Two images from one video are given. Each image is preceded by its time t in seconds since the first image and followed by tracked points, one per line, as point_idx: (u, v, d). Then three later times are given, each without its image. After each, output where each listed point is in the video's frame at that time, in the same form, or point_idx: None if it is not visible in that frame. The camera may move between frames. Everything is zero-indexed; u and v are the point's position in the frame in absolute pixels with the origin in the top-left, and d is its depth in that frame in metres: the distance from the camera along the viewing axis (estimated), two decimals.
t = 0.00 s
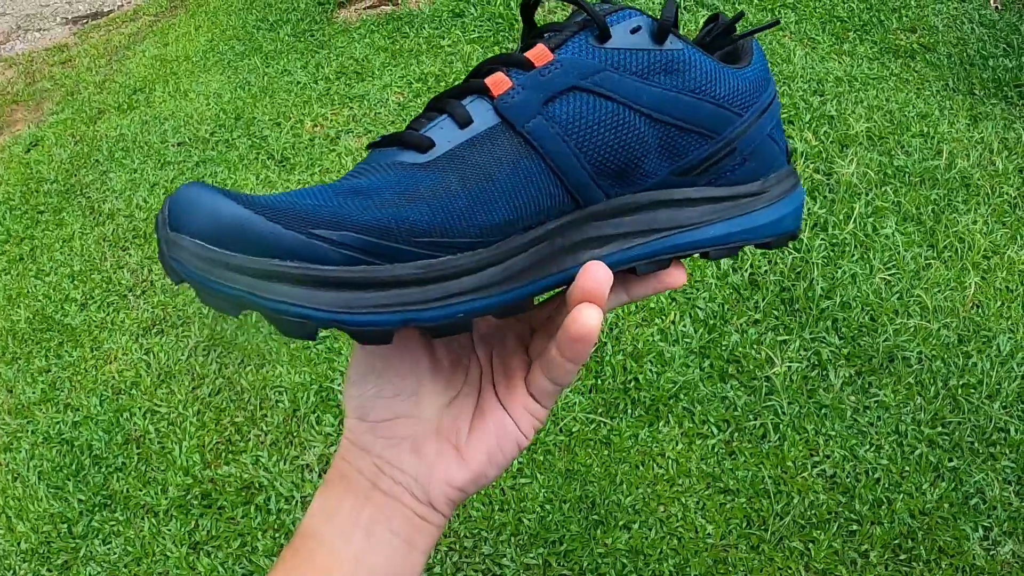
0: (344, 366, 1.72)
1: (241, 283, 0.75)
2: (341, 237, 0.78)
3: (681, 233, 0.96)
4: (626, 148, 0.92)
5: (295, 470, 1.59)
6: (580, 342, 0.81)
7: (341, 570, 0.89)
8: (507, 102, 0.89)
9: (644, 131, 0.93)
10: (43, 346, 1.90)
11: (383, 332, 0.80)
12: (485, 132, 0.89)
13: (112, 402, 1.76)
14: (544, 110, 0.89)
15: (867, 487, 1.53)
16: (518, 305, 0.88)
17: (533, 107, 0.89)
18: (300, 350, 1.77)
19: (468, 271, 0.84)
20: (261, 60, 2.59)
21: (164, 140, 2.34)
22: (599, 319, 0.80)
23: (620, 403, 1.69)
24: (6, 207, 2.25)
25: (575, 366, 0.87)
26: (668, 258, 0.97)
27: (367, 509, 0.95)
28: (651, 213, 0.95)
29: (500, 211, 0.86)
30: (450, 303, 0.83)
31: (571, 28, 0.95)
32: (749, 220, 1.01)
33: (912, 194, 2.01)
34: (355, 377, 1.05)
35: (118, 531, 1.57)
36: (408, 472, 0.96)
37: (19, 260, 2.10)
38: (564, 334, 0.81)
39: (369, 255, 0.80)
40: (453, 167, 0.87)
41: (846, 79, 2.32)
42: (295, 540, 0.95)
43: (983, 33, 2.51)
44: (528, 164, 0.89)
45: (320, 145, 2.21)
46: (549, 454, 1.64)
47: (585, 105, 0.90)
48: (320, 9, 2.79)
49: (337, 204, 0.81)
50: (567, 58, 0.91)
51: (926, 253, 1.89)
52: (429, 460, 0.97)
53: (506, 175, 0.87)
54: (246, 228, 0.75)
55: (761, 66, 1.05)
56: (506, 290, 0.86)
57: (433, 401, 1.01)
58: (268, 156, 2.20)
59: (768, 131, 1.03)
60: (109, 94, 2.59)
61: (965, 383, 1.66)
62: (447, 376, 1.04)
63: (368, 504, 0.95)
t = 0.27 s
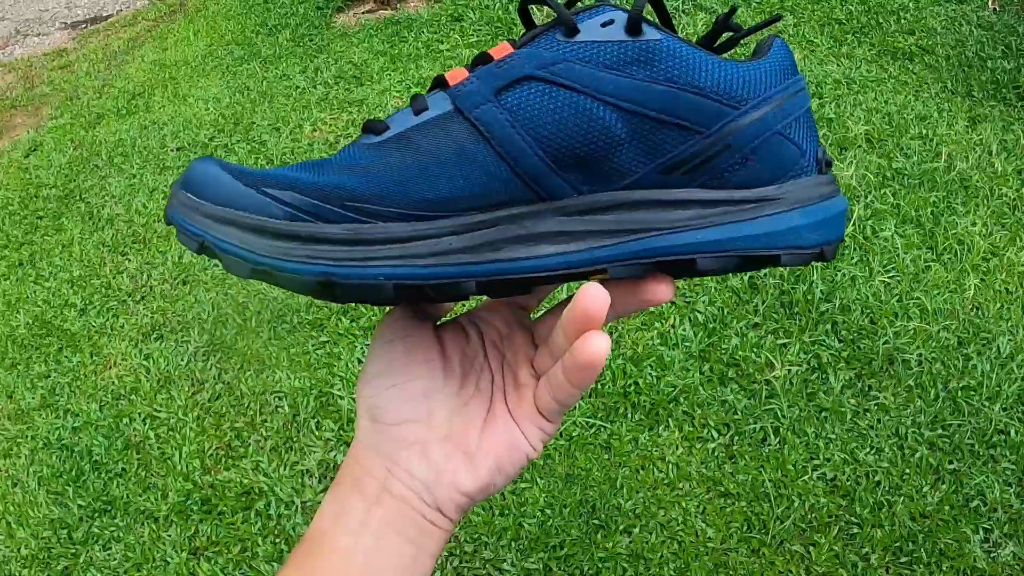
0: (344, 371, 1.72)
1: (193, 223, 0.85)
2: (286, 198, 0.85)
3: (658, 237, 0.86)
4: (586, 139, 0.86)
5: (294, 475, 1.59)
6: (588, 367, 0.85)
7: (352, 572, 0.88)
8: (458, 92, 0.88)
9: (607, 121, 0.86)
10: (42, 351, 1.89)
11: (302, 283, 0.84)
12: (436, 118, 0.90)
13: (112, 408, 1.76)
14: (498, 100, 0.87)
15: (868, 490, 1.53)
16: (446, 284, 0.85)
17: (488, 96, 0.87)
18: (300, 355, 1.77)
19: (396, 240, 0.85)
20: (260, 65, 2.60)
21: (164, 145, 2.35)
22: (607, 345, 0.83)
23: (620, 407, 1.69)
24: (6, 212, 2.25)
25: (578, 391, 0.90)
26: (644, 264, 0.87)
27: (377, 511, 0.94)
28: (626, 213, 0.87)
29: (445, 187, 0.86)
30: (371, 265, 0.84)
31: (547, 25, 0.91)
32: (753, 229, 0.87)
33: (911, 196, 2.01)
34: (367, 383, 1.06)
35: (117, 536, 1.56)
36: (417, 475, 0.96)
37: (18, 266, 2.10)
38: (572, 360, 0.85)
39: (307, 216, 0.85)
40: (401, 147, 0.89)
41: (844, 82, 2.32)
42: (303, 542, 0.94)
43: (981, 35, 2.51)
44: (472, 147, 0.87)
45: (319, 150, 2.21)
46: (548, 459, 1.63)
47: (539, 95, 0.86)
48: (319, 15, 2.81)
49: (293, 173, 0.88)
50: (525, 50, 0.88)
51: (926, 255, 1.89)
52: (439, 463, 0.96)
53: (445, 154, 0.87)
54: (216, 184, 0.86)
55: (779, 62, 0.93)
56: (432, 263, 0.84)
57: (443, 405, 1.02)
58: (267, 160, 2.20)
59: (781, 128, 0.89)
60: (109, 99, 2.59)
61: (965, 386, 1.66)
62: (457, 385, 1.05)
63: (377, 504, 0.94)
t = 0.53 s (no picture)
0: (345, 378, 1.73)
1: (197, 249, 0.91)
2: (281, 222, 0.89)
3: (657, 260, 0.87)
4: (583, 160, 0.86)
5: (296, 483, 1.59)
6: (587, 388, 0.83)
7: None
8: (453, 112, 0.89)
9: (605, 142, 0.86)
10: (43, 360, 1.90)
11: (302, 308, 0.89)
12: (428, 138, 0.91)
13: (114, 417, 1.76)
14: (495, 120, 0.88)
15: (870, 492, 1.53)
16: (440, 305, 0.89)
17: (485, 117, 0.88)
18: (301, 362, 1.78)
19: (389, 265, 0.89)
20: (258, 72, 2.60)
21: (163, 153, 2.35)
22: (607, 366, 0.82)
23: (622, 411, 1.69)
24: (6, 222, 2.26)
25: (578, 409, 0.88)
26: (642, 286, 0.88)
27: (379, 516, 0.94)
28: (624, 234, 0.88)
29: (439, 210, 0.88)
30: (365, 291, 0.88)
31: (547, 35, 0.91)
32: (754, 253, 0.87)
33: (910, 197, 2.01)
34: (370, 390, 1.06)
35: (120, 545, 1.56)
36: (418, 481, 0.95)
37: (19, 275, 2.10)
38: (574, 380, 0.84)
39: (303, 240, 0.89)
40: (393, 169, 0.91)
41: (843, 83, 2.32)
42: (306, 548, 0.94)
43: (979, 34, 2.51)
44: (466, 169, 0.89)
45: (318, 157, 2.22)
46: (550, 464, 1.63)
47: (535, 114, 0.87)
48: (317, 21, 2.81)
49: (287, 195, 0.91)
50: (523, 66, 0.88)
51: (926, 256, 1.90)
52: (440, 469, 0.96)
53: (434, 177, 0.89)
54: (218, 207, 0.92)
55: (789, 73, 0.92)
56: (425, 288, 0.88)
57: (444, 412, 1.02)
58: (267, 168, 2.20)
59: (788, 146, 0.88)
60: (108, 108, 2.60)
61: (966, 386, 1.65)
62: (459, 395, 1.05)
63: (378, 510, 0.94)
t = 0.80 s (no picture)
0: (347, 390, 1.73)
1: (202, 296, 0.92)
2: (283, 271, 0.90)
3: (655, 309, 0.89)
4: (581, 211, 0.88)
5: (300, 495, 1.59)
6: (586, 426, 0.85)
7: None
8: (452, 162, 0.90)
9: (602, 193, 0.87)
10: (45, 376, 1.90)
11: (306, 355, 0.90)
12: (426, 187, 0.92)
13: (116, 431, 1.76)
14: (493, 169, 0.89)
15: (873, 494, 1.52)
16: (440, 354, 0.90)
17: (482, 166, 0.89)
18: (302, 374, 1.78)
19: (390, 314, 0.89)
20: (255, 84, 2.61)
21: (162, 167, 2.36)
22: (607, 407, 0.83)
23: (623, 418, 1.69)
24: (6, 238, 2.26)
25: (578, 444, 0.89)
26: (639, 333, 0.90)
27: (387, 539, 0.95)
28: (620, 282, 0.90)
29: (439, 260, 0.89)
30: (366, 341, 0.89)
31: (547, 81, 0.92)
32: (750, 303, 0.90)
33: (908, 198, 2.01)
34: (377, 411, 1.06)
35: (124, 560, 1.56)
36: (423, 506, 0.96)
37: (19, 291, 2.11)
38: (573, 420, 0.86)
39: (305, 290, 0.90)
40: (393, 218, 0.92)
41: (838, 85, 2.33)
42: (316, 567, 0.96)
43: (973, 33, 2.52)
44: (466, 220, 0.90)
45: (316, 168, 2.22)
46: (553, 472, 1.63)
47: (532, 165, 0.88)
48: (313, 33, 2.82)
49: (288, 243, 0.92)
50: (521, 116, 0.89)
51: (924, 256, 1.90)
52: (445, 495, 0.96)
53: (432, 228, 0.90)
54: (220, 253, 0.92)
55: (791, 120, 0.92)
56: (426, 337, 0.89)
57: (450, 437, 1.02)
58: (265, 180, 2.21)
59: (786, 197, 0.89)
60: (106, 123, 2.61)
61: (967, 386, 1.65)
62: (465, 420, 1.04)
63: (384, 533, 0.96)
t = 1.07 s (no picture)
0: (345, 395, 1.73)
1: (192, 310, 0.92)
2: (273, 287, 0.90)
3: (643, 324, 0.89)
4: (568, 226, 0.88)
5: (299, 499, 1.59)
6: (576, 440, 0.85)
7: None
8: (438, 177, 0.91)
9: (590, 208, 0.88)
10: (43, 382, 1.90)
11: (296, 371, 0.90)
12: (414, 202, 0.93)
13: (114, 437, 1.76)
14: (480, 184, 0.89)
15: (872, 493, 1.52)
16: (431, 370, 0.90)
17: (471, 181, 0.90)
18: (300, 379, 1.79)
19: (380, 330, 0.90)
20: (251, 88, 2.61)
21: (158, 172, 2.36)
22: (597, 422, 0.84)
23: (621, 420, 1.69)
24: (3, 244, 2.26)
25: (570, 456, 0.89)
26: (628, 348, 0.91)
27: (382, 545, 0.95)
28: (609, 298, 0.90)
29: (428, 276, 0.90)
30: (355, 357, 0.90)
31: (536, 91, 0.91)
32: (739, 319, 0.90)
33: (905, 197, 2.01)
34: (374, 419, 1.06)
35: (123, 566, 1.55)
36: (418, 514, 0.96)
37: (17, 297, 2.11)
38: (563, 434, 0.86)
39: (294, 306, 0.91)
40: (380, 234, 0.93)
41: (835, 84, 2.33)
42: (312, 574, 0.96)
43: (969, 31, 2.52)
44: (455, 235, 0.90)
45: (313, 172, 2.22)
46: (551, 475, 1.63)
47: (520, 179, 0.88)
48: (309, 36, 2.82)
49: (277, 259, 0.92)
50: (508, 130, 0.89)
51: (922, 255, 1.90)
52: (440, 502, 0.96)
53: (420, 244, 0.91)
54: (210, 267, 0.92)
55: (786, 131, 0.91)
56: (415, 354, 0.89)
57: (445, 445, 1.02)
58: (262, 185, 2.21)
59: (779, 212, 0.89)
60: (102, 128, 2.61)
61: (965, 384, 1.65)
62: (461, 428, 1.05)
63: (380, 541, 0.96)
